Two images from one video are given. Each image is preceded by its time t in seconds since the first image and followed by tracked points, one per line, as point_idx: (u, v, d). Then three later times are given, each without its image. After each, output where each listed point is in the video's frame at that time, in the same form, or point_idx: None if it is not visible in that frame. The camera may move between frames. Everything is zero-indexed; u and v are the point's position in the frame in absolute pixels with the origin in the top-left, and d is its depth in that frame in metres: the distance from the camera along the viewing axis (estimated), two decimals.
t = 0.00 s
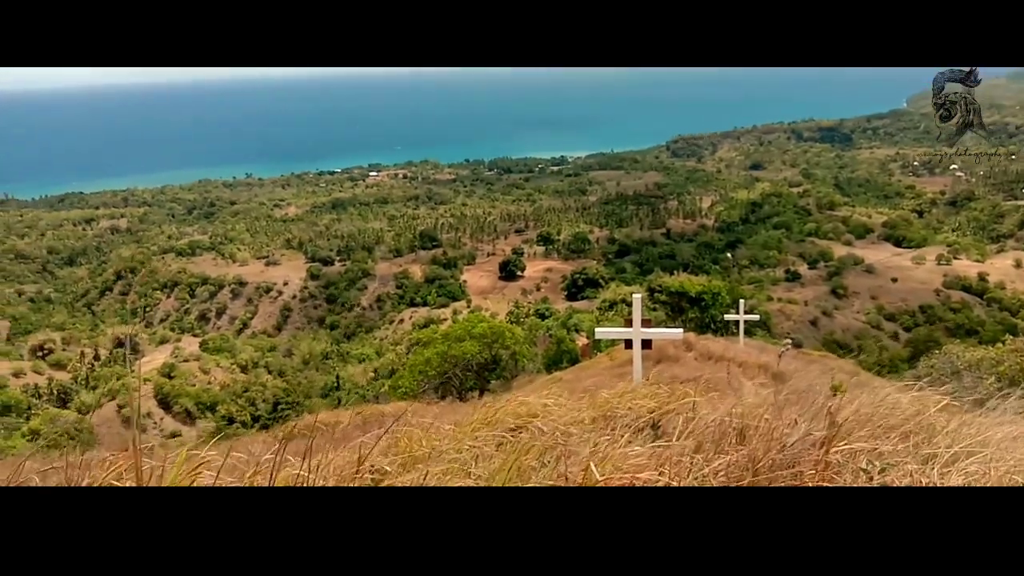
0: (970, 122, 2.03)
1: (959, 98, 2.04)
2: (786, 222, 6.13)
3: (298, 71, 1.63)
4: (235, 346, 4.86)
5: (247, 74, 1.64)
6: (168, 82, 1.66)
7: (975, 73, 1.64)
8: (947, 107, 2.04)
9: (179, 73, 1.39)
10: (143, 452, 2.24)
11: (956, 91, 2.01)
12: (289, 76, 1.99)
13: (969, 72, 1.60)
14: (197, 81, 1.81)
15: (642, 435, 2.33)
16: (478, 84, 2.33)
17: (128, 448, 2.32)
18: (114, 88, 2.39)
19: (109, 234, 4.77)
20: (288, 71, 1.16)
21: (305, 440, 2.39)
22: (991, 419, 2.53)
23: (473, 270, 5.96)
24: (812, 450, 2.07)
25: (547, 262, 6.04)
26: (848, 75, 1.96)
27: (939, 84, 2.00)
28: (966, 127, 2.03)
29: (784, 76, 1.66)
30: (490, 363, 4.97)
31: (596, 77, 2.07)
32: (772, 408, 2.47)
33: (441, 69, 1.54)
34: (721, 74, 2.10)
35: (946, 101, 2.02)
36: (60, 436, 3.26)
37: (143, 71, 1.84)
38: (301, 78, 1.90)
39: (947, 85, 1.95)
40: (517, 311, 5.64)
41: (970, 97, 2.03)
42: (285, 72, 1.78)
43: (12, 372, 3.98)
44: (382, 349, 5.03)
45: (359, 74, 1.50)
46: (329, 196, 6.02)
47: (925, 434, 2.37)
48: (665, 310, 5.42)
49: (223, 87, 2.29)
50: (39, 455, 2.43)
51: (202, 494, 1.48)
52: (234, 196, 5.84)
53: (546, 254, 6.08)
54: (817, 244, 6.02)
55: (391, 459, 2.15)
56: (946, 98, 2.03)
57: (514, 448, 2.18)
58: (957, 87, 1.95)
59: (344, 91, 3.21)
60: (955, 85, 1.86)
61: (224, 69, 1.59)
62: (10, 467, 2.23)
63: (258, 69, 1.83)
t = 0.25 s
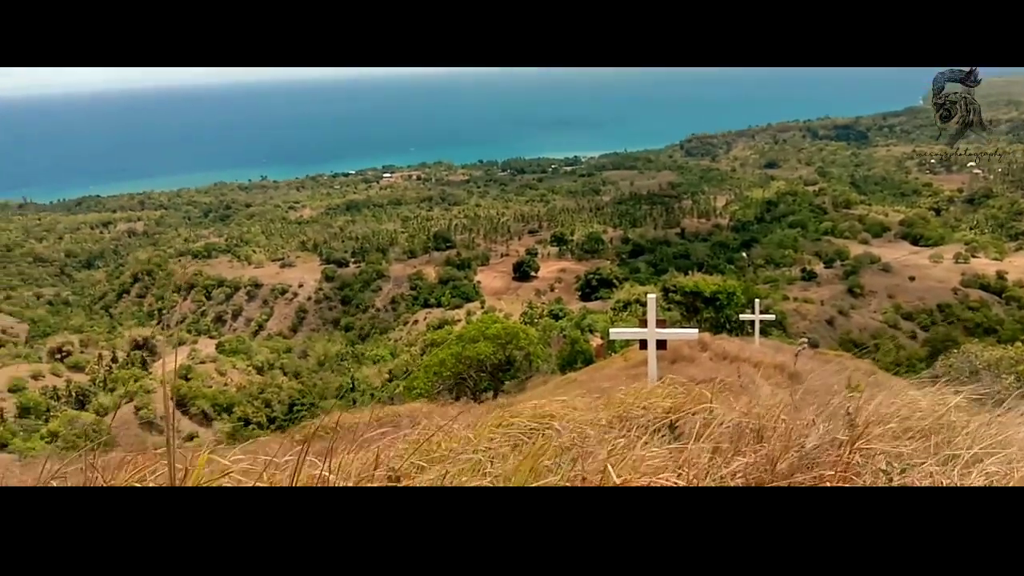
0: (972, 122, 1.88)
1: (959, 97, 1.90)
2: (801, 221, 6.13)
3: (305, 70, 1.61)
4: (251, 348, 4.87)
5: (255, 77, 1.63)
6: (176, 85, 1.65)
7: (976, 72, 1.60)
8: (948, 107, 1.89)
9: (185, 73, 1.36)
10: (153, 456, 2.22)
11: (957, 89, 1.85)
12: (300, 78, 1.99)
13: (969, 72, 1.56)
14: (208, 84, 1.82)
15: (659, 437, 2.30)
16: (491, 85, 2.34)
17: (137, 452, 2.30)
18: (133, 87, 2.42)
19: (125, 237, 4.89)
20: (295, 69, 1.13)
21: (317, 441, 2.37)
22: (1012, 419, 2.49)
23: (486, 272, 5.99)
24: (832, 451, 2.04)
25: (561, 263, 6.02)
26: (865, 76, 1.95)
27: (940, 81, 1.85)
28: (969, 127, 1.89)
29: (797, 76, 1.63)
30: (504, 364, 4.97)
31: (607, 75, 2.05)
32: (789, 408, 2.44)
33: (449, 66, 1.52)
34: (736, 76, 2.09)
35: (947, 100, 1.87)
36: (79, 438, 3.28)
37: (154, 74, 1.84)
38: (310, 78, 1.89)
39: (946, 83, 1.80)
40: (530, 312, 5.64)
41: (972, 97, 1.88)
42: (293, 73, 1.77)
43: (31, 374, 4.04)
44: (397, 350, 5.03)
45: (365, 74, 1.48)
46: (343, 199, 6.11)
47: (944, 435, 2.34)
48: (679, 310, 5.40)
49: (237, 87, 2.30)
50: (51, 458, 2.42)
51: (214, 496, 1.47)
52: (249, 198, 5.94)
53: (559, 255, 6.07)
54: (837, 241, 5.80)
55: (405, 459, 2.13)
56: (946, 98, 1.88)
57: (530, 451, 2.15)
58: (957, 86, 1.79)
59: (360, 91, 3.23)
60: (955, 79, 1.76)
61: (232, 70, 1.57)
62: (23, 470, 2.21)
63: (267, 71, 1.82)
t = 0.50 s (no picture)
0: (971, 121, 1.98)
1: (959, 97, 1.98)
2: (823, 218, 6.03)
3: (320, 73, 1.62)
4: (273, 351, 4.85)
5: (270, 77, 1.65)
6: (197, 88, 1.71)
7: (974, 72, 1.60)
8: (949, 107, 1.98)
9: (207, 77, 1.39)
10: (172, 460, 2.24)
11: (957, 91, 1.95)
12: (315, 81, 2.02)
13: (965, 72, 1.56)
14: (227, 85, 1.87)
15: (682, 437, 2.29)
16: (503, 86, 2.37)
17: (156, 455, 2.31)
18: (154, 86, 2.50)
19: (149, 241, 4.91)
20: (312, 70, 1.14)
21: (338, 442, 2.38)
22: None
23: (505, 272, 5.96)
24: (859, 451, 2.02)
25: (580, 263, 6.06)
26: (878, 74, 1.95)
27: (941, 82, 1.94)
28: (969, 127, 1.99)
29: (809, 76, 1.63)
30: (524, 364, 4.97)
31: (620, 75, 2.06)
32: (815, 407, 2.42)
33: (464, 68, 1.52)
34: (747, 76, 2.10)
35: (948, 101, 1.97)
36: (106, 440, 3.32)
37: (170, 76, 1.87)
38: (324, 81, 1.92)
39: (947, 84, 1.87)
40: (550, 312, 5.64)
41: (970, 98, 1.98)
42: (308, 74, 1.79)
43: (57, 379, 3.91)
44: (417, 351, 5.03)
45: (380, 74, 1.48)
46: (362, 201, 6.11)
47: (971, 433, 2.31)
48: (700, 308, 5.44)
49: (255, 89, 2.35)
50: (78, 460, 2.45)
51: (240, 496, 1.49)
52: (269, 201, 5.93)
53: (578, 254, 6.07)
54: (860, 237, 5.74)
55: (428, 461, 2.14)
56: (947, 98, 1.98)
57: (551, 451, 2.15)
58: (957, 86, 1.85)
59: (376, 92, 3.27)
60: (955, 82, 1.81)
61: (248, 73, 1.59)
62: (49, 472, 2.24)
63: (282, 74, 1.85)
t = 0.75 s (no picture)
0: (971, 123, 1.92)
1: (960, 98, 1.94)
2: (839, 217, 6.00)
3: (335, 72, 1.63)
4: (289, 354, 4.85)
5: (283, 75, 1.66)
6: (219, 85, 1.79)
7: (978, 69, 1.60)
8: (948, 108, 1.94)
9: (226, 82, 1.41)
10: (188, 462, 2.26)
11: (956, 91, 1.92)
12: (326, 80, 2.04)
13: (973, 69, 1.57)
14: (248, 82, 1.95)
15: (701, 438, 2.28)
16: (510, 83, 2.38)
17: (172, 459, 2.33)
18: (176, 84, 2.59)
19: (165, 246, 4.99)
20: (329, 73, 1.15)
21: (355, 444, 2.39)
22: None
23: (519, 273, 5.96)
24: (880, 452, 2.00)
25: (593, 263, 6.09)
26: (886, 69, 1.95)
27: (939, 81, 1.92)
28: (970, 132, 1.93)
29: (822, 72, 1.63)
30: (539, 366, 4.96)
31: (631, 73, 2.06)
32: (833, 407, 2.41)
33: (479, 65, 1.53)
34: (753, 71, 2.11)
35: (946, 101, 1.93)
36: (124, 443, 3.33)
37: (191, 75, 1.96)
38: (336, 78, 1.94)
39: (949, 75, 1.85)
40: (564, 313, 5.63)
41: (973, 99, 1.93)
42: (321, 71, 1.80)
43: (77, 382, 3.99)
44: (432, 353, 5.02)
45: (396, 73, 1.49)
46: (376, 203, 6.13)
47: (992, 433, 2.29)
48: (715, 308, 5.45)
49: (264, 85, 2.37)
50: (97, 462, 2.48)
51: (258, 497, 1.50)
52: (284, 204, 5.96)
53: (592, 255, 6.09)
54: (874, 237, 5.76)
55: (445, 463, 2.14)
56: (947, 99, 1.94)
57: (567, 452, 2.15)
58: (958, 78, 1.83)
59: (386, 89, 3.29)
60: (954, 82, 1.87)
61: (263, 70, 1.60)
62: (70, 474, 2.27)
63: (294, 72, 1.87)
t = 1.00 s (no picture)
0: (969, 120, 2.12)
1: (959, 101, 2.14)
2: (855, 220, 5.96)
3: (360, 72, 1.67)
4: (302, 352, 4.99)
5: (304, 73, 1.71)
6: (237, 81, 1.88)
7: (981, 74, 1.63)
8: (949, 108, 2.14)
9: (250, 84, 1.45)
10: (203, 457, 2.30)
11: (958, 90, 2.11)
12: (341, 77, 2.09)
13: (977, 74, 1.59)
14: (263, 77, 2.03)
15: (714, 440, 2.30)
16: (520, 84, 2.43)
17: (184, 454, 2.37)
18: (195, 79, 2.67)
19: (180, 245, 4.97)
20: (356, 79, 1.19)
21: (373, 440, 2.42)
22: None
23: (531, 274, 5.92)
24: (895, 457, 2.00)
25: (607, 265, 6.18)
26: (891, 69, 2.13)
27: (940, 82, 2.12)
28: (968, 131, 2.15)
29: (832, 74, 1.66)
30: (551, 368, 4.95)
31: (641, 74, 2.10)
32: (849, 411, 2.41)
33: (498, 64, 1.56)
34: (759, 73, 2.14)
35: (947, 101, 2.13)
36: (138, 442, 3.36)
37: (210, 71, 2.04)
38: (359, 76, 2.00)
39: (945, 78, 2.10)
40: (575, 315, 5.70)
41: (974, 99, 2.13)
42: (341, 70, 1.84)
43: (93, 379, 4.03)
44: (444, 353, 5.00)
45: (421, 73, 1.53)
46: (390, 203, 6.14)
47: (1009, 439, 2.28)
48: (728, 311, 5.44)
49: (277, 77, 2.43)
50: (116, 458, 2.52)
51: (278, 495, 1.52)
52: (298, 203, 5.96)
53: (604, 257, 6.15)
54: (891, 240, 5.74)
55: (461, 463, 2.17)
56: (948, 98, 2.14)
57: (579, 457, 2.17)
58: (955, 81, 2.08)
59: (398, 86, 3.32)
60: (955, 82, 2.07)
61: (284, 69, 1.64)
62: (87, 470, 2.30)
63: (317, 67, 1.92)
